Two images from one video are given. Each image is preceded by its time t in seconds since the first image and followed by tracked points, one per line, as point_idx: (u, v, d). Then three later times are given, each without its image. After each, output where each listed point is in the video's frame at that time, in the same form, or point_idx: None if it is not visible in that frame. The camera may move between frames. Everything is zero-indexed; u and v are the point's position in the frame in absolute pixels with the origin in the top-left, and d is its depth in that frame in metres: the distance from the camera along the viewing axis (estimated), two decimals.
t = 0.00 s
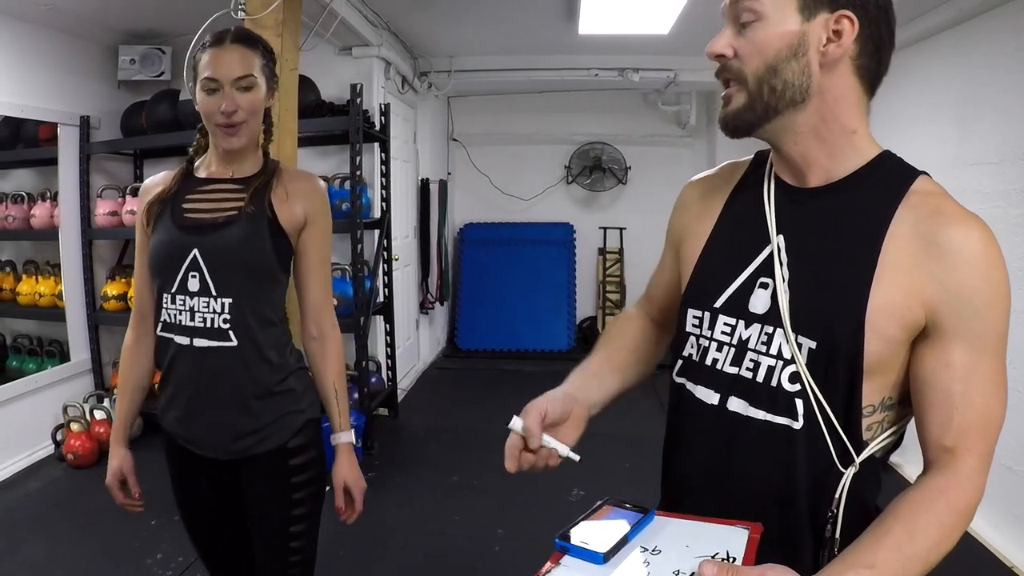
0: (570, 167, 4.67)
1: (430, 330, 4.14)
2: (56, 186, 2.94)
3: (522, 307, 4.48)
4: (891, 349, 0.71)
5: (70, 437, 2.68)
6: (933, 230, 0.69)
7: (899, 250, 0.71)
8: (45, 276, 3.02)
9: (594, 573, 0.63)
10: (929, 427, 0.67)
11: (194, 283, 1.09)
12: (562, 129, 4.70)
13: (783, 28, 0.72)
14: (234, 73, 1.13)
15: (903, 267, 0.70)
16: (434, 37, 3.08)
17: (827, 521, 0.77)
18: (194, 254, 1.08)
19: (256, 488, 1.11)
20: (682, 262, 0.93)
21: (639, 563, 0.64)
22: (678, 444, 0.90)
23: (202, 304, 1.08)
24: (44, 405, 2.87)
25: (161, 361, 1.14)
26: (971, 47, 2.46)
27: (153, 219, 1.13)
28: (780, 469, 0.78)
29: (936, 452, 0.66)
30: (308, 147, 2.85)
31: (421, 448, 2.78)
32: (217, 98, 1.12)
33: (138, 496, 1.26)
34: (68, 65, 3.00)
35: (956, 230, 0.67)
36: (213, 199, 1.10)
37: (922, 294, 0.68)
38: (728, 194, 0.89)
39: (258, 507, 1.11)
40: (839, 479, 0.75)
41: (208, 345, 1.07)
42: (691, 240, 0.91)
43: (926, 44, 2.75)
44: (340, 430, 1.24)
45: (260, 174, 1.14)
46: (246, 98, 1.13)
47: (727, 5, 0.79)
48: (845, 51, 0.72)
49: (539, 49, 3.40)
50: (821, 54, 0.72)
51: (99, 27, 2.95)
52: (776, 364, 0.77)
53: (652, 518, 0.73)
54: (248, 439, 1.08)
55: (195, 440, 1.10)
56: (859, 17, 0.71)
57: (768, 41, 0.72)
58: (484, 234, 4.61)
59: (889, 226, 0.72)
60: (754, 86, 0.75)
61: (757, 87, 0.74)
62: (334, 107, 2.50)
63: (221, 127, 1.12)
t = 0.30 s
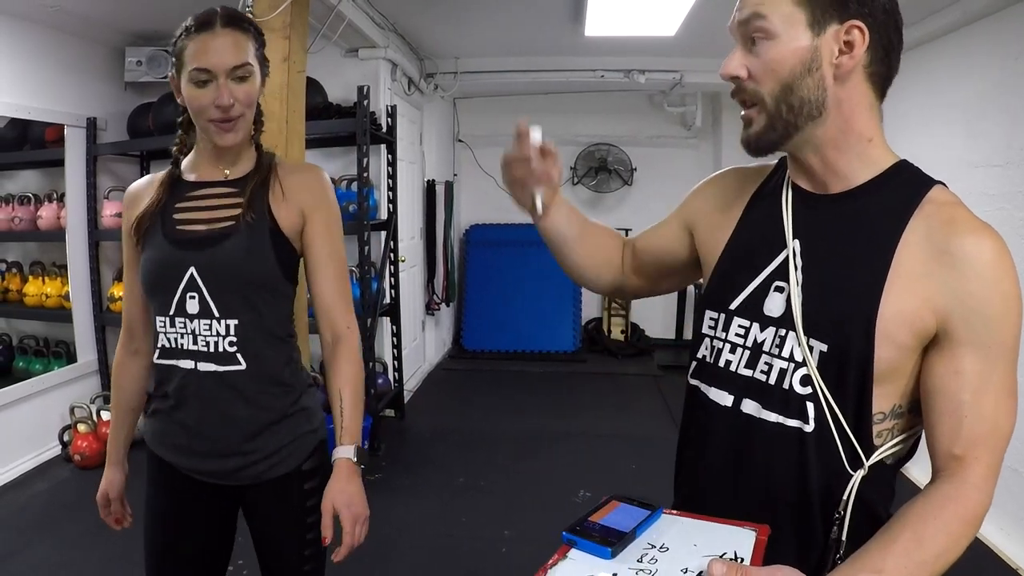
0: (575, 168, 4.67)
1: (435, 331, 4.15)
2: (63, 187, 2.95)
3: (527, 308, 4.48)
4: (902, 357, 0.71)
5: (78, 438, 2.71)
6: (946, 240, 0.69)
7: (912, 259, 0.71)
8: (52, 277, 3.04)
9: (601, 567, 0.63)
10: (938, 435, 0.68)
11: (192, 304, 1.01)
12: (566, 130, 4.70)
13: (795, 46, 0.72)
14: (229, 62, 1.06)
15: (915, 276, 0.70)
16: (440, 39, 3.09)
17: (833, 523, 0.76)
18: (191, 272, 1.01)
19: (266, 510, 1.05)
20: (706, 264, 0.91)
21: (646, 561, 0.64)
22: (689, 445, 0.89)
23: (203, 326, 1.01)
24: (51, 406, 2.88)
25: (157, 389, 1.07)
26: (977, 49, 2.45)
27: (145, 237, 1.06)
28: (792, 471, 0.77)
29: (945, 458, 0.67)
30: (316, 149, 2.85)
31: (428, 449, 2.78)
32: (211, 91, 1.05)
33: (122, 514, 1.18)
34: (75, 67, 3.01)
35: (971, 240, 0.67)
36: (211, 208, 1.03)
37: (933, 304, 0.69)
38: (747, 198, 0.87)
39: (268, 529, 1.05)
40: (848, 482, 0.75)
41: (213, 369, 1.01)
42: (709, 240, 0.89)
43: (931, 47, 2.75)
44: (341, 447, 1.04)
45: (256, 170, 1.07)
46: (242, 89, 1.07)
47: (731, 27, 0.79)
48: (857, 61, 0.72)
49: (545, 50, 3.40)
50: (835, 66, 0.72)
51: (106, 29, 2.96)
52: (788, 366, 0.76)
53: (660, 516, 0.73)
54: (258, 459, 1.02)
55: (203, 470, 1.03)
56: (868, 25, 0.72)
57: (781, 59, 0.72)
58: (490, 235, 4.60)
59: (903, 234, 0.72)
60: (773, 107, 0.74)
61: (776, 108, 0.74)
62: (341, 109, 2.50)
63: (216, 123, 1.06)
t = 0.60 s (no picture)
0: (578, 169, 4.67)
1: (439, 332, 4.16)
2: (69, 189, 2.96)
3: (530, 309, 4.49)
4: (901, 362, 0.73)
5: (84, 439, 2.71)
6: (941, 246, 0.70)
7: (908, 265, 0.72)
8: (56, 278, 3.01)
9: (605, 553, 0.64)
10: (933, 433, 0.69)
11: (181, 332, 0.94)
12: (569, 132, 4.71)
13: (780, 91, 0.73)
14: (204, 55, 0.98)
15: (911, 282, 0.72)
16: (444, 42, 3.10)
17: (835, 524, 0.77)
18: (181, 298, 0.94)
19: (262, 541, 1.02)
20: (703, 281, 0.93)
21: (649, 548, 0.65)
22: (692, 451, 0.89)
23: (194, 354, 0.95)
24: (57, 407, 2.89)
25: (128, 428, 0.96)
26: (977, 52, 2.45)
27: (108, 262, 0.94)
28: (792, 476, 0.78)
29: (938, 456, 0.69)
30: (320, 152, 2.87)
31: (432, 451, 2.78)
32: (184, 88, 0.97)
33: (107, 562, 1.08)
34: (80, 71, 3.03)
35: (965, 246, 0.69)
36: (191, 224, 0.95)
37: (930, 308, 0.70)
38: (741, 226, 0.87)
39: (264, 554, 1.02)
40: (849, 486, 0.75)
41: (209, 399, 0.95)
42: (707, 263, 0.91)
43: (930, 50, 2.76)
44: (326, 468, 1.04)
45: (225, 173, 1.01)
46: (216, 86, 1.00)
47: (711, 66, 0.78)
48: (844, 94, 0.73)
49: (548, 53, 3.41)
50: (821, 102, 0.74)
51: (111, 33, 2.98)
52: (790, 377, 0.77)
53: (664, 509, 0.74)
54: (253, 480, 0.99)
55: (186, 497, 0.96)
56: (849, 56, 0.72)
57: (768, 107, 0.73)
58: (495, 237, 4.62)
59: (900, 241, 0.73)
60: (766, 154, 0.76)
61: (769, 155, 0.75)
62: (345, 113, 2.52)
63: (193, 124, 0.98)
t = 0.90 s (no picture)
0: (579, 172, 4.69)
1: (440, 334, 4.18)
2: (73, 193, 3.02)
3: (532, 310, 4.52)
4: (857, 370, 0.75)
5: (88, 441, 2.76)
6: (894, 260, 0.73)
7: (863, 279, 0.75)
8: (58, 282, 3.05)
9: (591, 565, 0.66)
10: (892, 436, 0.72)
11: (151, 350, 0.96)
12: (570, 134, 4.73)
13: (762, 87, 0.76)
14: (176, 57, 0.97)
15: (865, 295, 0.75)
16: (445, 47, 3.11)
17: (805, 521, 0.79)
18: (152, 312, 0.96)
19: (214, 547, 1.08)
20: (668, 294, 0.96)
21: (631, 556, 0.68)
22: (666, 457, 0.92)
23: (164, 373, 0.98)
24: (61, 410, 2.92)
25: (93, 448, 0.94)
26: (971, 57, 2.45)
27: (60, 274, 0.89)
28: (760, 482, 0.81)
29: (896, 456, 0.71)
30: (322, 156, 2.89)
31: (434, 453, 2.80)
32: (155, 88, 0.95)
33: None
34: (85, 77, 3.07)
35: (916, 260, 0.72)
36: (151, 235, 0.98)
37: (883, 318, 0.73)
38: (708, 229, 0.92)
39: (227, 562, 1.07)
40: (814, 487, 0.78)
41: (175, 420, 1.00)
42: (675, 272, 0.93)
43: (927, 55, 2.77)
44: (276, 450, 1.21)
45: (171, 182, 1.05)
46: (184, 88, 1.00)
47: (702, 56, 0.82)
48: (818, 106, 0.77)
49: (549, 57, 3.43)
50: (797, 109, 0.77)
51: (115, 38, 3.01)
52: (755, 386, 0.80)
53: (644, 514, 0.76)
54: (208, 484, 1.06)
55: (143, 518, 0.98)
56: (830, 73, 0.77)
57: (748, 99, 0.77)
58: (496, 239, 4.65)
59: (855, 256, 0.77)
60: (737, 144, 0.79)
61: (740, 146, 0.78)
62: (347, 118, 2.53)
63: (160, 125, 0.97)
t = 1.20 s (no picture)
0: (580, 174, 4.71)
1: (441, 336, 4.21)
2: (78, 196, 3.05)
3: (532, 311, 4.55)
4: (817, 371, 0.85)
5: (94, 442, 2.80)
6: (852, 275, 0.83)
7: (820, 291, 0.85)
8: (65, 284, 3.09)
9: (578, 558, 0.69)
10: (852, 432, 0.82)
11: (156, 353, 1.01)
12: (571, 136, 4.74)
13: (736, 108, 0.86)
14: (179, 77, 1.01)
15: (824, 305, 0.84)
16: (445, 50, 3.11)
17: (766, 509, 0.88)
18: (156, 319, 1.00)
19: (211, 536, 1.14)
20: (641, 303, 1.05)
21: (614, 548, 0.71)
22: (637, 448, 1.00)
23: (163, 375, 1.04)
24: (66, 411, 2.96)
25: (103, 456, 0.96)
26: (967, 62, 2.48)
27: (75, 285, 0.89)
28: (724, 472, 0.89)
29: (854, 451, 0.82)
30: (324, 160, 2.91)
31: (435, 454, 2.82)
32: (159, 106, 0.98)
33: None
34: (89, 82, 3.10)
35: (870, 275, 0.82)
36: (143, 242, 1.03)
37: (839, 326, 0.83)
38: (683, 232, 1.01)
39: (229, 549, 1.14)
40: (774, 476, 0.87)
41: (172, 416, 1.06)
42: (647, 281, 1.03)
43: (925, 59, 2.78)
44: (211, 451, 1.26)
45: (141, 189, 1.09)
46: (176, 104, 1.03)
47: (681, 78, 0.91)
48: (786, 126, 0.87)
49: (549, 60, 3.43)
50: (769, 128, 0.87)
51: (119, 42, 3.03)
52: (720, 382, 0.88)
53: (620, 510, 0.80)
54: (199, 483, 1.12)
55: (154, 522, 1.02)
56: (798, 96, 0.87)
57: (724, 118, 0.86)
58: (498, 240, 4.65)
59: (814, 270, 0.86)
60: (712, 158, 0.88)
61: (715, 160, 0.88)
62: (349, 123, 2.56)
63: (154, 140, 1.01)
